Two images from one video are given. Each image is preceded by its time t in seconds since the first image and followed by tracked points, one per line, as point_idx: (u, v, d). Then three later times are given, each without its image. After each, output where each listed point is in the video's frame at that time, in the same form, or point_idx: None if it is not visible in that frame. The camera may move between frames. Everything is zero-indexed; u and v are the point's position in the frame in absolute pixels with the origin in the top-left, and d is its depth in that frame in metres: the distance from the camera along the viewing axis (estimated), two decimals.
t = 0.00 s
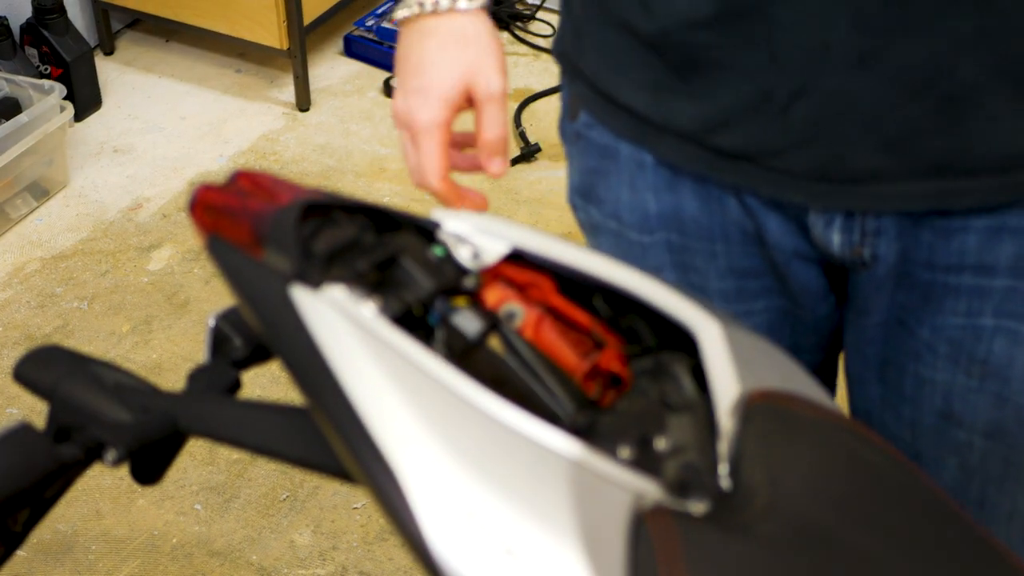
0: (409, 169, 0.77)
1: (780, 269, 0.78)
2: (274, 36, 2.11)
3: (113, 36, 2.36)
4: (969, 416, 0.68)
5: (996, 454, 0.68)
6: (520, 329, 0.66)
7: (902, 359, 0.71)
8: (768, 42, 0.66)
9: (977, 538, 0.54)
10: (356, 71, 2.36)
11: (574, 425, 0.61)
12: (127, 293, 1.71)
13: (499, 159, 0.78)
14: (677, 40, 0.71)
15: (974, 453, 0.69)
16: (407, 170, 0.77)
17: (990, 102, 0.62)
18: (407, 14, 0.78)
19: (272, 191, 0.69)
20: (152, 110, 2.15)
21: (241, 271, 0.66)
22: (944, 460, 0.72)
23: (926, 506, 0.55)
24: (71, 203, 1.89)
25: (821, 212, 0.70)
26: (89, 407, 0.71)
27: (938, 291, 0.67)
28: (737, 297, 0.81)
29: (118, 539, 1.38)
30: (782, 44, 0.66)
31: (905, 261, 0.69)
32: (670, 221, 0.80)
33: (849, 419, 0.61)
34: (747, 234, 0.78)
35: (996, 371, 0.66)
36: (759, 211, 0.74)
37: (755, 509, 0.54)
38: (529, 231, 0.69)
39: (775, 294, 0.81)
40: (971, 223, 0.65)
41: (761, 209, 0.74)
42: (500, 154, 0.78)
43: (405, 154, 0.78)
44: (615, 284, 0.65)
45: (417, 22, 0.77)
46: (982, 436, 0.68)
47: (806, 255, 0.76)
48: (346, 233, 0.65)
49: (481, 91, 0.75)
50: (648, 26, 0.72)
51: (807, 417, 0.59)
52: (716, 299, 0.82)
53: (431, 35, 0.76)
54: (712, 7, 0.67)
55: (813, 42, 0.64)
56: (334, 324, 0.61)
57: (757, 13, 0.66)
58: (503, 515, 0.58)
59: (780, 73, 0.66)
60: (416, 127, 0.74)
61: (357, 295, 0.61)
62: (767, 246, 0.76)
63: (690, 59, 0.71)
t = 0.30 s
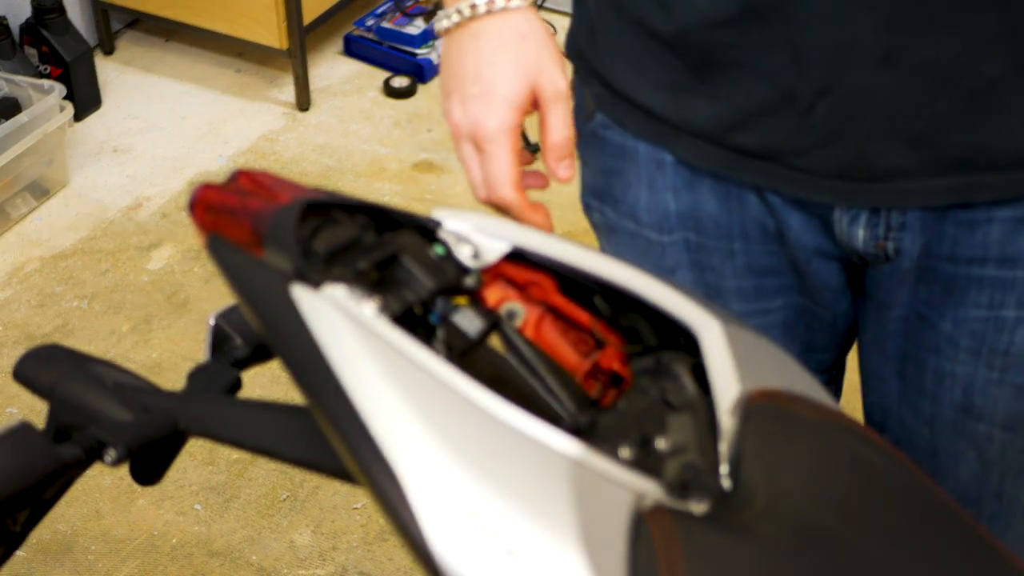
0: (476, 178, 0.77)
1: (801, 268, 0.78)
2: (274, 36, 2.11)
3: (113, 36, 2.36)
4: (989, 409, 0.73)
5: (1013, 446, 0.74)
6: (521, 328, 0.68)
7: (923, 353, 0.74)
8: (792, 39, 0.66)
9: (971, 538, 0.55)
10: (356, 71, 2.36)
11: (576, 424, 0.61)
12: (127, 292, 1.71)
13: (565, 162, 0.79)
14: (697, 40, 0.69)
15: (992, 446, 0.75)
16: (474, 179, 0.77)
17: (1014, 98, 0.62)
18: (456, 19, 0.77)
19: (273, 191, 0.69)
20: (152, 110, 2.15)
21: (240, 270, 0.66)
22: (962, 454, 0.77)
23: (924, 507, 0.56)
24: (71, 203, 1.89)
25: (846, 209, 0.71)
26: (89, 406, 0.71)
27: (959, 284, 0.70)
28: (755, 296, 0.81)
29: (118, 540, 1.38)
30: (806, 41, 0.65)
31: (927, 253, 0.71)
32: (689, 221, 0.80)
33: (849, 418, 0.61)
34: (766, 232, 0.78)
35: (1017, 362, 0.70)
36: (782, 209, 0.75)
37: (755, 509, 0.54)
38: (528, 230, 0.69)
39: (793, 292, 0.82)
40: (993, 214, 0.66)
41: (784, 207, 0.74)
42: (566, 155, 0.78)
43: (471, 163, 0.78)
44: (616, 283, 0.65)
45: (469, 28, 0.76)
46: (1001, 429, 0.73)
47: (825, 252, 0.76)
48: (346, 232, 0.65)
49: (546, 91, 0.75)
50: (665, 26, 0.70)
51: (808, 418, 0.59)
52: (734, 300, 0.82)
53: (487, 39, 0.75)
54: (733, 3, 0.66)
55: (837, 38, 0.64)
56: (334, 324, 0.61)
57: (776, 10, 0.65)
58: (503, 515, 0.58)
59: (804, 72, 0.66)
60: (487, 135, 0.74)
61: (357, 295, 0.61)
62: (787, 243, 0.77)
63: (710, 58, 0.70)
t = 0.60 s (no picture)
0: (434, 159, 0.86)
1: (814, 273, 0.78)
2: (274, 36, 2.10)
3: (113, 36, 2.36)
4: (1002, 405, 0.75)
5: None
6: (520, 329, 0.67)
7: (937, 350, 0.76)
8: (809, 40, 0.67)
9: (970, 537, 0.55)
10: (356, 71, 2.36)
11: (575, 424, 0.61)
12: (127, 293, 1.71)
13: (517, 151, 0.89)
14: (713, 41, 0.70)
15: (1004, 442, 0.77)
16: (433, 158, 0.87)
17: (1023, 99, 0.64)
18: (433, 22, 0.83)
19: (273, 191, 0.69)
20: (152, 110, 2.14)
21: (240, 270, 0.66)
22: (974, 450, 0.79)
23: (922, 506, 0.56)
24: (70, 204, 1.88)
25: (865, 211, 0.71)
26: (88, 406, 0.71)
27: (973, 280, 0.72)
28: (766, 302, 0.82)
29: (118, 540, 1.38)
30: (822, 41, 0.66)
31: (942, 250, 0.72)
32: (701, 226, 0.80)
33: (849, 418, 0.61)
34: (780, 237, 0.78)
35: None
36: (797, 214, 0.75)
37: (755, 509, 0.54)
38: (528, 231, 0.69)
39: (805, 298, 0.82)
40: (1009, 213, 0.68)
41: (799, 212, 0.75)
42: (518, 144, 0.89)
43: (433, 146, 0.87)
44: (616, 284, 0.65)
45: (443, 32, 0.83)
46: (1013, 425, 0.76)
47: (840, 258, 0.77)
48: (346, 233, 0.65)
49: (504, 98, 0.83)
50: (681, 28, 0.71)
51: (807, 418, 0.59)
52: (746, 306, 0.83)
53: (457, 47, 0.82)
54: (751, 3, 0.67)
55: (858, 38, 0.65)
56: (333, 324, 0.60)
57: (795, 10, 0.66)
58: (505, 516, 0.56)
59: (821, 73, 0.67)
60: (444, 133, 0.82)
61: (357, 295, 0.61)
62: (802, 249, 0.77)
63: (725, 59, 0.70)
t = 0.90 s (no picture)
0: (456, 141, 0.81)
1: (828, 277, 0.79)
2: (274, 36, 2.10)
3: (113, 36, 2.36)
4: (1016, 406, 0.76)
5: None
6: (520, 329, 0.68)
7: (952, 350, 0.76)
8: (827, 52, 0.69)
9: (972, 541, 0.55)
10: (356, 71, 2.36)
11: (576, 424, 0.62)
12: (127, 292, 1.71)
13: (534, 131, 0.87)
14: (732, 44, 0.72)
15: (1018, 443, 0.78)
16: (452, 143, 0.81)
17: None
18: None
19: (272, 191, 0.69)
20: (152, 110, 2.14)
21: (240, 269, 0.66)
22: (988, 452, 0.80)
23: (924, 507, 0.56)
24: (70, 204, 1.88)
25: (884, 215, 0.73)
26: (88, 406, 0.71)
27: (989, 282, 0.73)
28: (777, 305, 0.82)
29: (118, 540, 1.38)
30: (842, 50, 0.68)
31: (960, 253, 0.73)
32: (716, 228, 0.81)
33: (852, 420, 0.61)
34: (793, 241, 0.80)
35: None
36: (812, 216, 0.76)
37: (755, 510, 0.54)
38: (529, 231, 0.69)
39: (817, 302, 0.82)
40: None
41: (815, 214, 0.76)
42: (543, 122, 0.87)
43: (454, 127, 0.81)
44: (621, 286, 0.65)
45: None
46: None
47: (855, 261, 0.78)
48: (347, 233, 0.65)
49: (552, 69, 0.83)
50: (700, 27, 0.74)
51: (808, 419, 0.59)
52: (757, 309, 0.83)
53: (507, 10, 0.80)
54: (771, 10, 0.69)
55: (876, 45, 0.67)
56: (333, 325, 0.60)
57: (814, 18, 0.68)
58: (506, 516, 0.55)
59: (839, 82, 0.69)
60: (494, 106, 0.79)
61: (357, 296, 0.61)
62: (816, 252, 0.78)
63: (743, 66, 0.73)
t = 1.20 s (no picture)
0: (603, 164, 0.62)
1: (831, 281, 0.80)
2: (274, 35, 2.10)
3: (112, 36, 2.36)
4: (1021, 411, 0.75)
5: None
6: (520, 329, 0.69)
7: (957, 354, 0.76)
8: (832, 54, 0.71)
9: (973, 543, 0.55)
10: (355, 71, 2.35)
11: (579, 424, 0.62)
12: (127, 292, 1.70)
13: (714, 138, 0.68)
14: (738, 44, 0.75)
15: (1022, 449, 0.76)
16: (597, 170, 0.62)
17: None
18: None
19: (272, 191, 0.68)
20: (152, 110, 2.14)
21: (237, 270, 0.65)
22: (993, 456, 0.78)
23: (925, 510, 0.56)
24: (69, 204, 1.88)
25: (888, 217, 0.74)
26: (88, 406, 0.72)
27: (996, 286, 0.72)
28: (779, 306, 0.83)
29: (118, 541, 1.32)
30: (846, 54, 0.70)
31: (965, 258, 0.74)
32: (718, 229, 0.83)
33: (852, 420, 0.61)
34: (796, 242, 0.81)
35: None
36: (816, 219, 0.78)
37: (755, 510, 0.54)
38: (527, 231, 0.69)
39: (819, 304, 0.83)
40: None
41: (819, 217, 0.77)
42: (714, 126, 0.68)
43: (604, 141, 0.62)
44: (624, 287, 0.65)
45: None
46: None
47: (858, 265, 0.78)
48: (346, 233, 0.65)
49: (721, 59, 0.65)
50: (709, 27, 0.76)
51: (808, 419, 0.59)
52: (759, 310, 0.84)
53: None
54: (776, 12, 0.72)
55: (878, 52, 0.69)
56: (332, 325, 0.60)
57: (820, 22, 0.70)
58: (506, 515, 0.54)
59: (844, 84, 0.71)
60: (662, 110, 0.61)
61: (358, 297, 0.61)
62: (819, 254, 0.79)
63: (750, 67, 0.75)
